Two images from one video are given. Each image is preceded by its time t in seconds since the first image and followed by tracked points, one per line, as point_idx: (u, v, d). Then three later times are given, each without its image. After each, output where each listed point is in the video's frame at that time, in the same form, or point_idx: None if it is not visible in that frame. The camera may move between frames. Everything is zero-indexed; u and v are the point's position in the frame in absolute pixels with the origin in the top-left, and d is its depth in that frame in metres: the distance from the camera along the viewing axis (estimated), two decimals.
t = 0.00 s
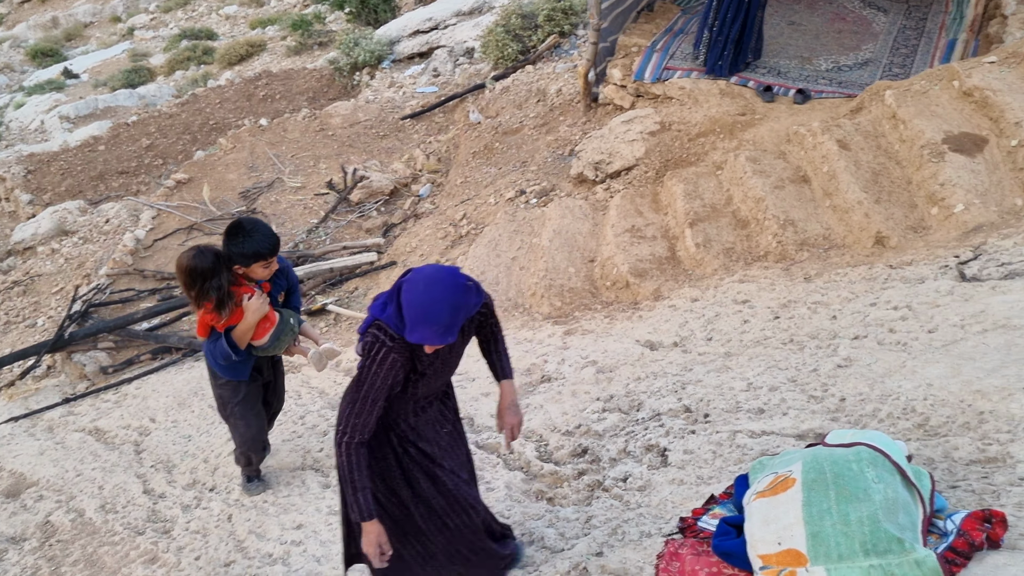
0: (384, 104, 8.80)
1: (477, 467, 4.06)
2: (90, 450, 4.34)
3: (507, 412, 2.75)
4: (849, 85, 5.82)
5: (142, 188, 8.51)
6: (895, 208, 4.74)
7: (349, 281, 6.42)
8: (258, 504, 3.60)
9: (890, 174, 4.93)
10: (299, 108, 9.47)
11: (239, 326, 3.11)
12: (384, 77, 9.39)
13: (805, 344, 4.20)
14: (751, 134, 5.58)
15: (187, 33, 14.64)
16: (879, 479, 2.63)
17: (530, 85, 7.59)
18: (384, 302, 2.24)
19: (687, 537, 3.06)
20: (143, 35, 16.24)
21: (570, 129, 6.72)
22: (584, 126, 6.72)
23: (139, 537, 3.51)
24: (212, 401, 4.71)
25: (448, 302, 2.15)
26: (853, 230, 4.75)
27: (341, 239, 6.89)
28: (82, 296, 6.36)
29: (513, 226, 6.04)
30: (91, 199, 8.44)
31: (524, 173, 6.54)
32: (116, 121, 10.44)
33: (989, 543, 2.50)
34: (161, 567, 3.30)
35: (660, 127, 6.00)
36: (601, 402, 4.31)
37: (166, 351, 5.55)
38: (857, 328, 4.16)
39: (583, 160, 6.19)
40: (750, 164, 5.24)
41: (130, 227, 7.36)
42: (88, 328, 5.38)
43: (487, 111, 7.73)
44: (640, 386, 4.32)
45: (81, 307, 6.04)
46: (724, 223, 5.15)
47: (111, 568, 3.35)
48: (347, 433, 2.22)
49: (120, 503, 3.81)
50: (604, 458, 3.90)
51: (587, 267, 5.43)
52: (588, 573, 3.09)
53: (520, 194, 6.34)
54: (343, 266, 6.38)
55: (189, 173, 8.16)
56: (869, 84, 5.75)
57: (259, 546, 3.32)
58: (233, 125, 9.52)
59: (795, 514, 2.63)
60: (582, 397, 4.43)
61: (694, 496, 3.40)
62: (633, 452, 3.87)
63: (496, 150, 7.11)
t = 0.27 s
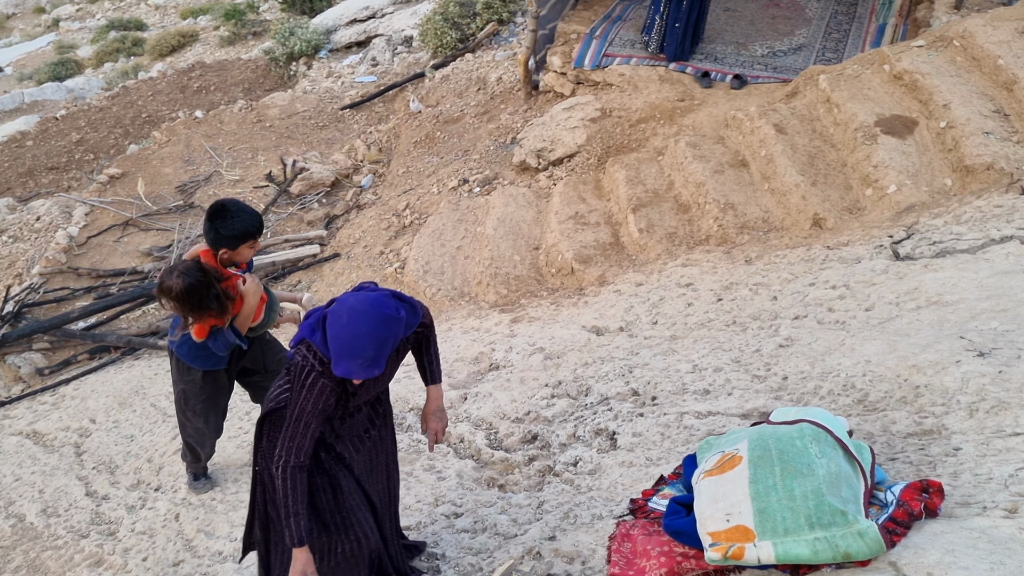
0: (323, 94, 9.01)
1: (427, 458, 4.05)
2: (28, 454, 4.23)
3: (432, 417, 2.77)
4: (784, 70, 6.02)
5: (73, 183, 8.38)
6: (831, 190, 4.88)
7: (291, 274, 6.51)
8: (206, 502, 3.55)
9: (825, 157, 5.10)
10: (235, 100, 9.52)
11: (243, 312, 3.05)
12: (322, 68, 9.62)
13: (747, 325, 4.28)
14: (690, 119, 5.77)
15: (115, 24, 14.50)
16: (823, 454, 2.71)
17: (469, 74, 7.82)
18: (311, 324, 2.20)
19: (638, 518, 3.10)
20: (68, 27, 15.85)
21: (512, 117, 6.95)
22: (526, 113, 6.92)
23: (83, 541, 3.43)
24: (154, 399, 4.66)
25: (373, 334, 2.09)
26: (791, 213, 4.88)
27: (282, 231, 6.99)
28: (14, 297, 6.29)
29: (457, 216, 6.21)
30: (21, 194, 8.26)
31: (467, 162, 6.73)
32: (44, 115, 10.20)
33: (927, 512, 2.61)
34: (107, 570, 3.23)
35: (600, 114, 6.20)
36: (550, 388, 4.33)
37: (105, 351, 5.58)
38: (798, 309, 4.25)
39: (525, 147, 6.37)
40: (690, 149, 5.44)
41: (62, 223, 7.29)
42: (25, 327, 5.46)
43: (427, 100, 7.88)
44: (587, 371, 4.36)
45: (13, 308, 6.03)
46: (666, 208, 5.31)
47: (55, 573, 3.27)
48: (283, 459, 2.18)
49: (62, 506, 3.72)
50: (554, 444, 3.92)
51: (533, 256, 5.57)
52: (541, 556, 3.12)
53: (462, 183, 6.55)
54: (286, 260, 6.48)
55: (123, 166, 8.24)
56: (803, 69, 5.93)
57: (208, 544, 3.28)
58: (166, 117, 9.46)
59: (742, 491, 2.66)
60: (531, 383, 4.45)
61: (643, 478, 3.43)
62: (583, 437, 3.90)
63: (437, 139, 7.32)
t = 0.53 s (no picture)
0: (268, 84, 9.06)
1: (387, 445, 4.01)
2: None
3: (382, 441, 2.63)
4: (731, 55, 6.11)
5: (14, 178, 8.19)
6: (779, 171, 4.98)
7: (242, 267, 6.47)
8: (163, 497, 3.51)
9: (772, 140, 5.18)
10: (179, 91, 9.45)
11: (279, 264, 3.04)
12: (267, 58, 9.67)
13: (701, 306, 4.34)
14: (638, 104, 5.88)
15: (51, 15, 14.24)
16: (778, 428, 2.85)
17: (418, 61, 7.92)
18: (237, 381, 2.19)
19: (599, 497, 3.18)
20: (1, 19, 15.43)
21: (462, 104, 6.98)
22: (476, 101, 6.94)
23: (37, 541, 3.37)
24: (105, 395, 4.60)
25: (298, 406, 2.10)
26: (741, 194, 4.96)
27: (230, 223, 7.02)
28: None
29: (409, 205, 6.17)
30: None
31: (418, 150, 6.73)
32: None
33: (879, 481, 2.82)
34: (63, 569, 3.18)
35: (551, 100, 6.26)
36: (508, 373, 4.36)
37: (52, 349, 5.54)
38: (750, 288, 4.33)
39: (477, 135, 6.39)
40: (640, 134, 5.52)
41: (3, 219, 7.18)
42: None
43: (376, 89, 7.93)
44: (545, 354, 4.39)
45: None
46: (619, 192, 5.37)
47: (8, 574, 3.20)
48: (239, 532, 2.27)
49: (13, 508, 3.64)
50: (514, 428, 3.95)
51: (486, 242, 5.60)
52: (505, 538, 3.17)
53: (414, 171, 6.53)
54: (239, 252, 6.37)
55: (66, 160, 8.07)
56: (749, 54, 6.04)
57: (167, 540, 3.23)
58: (107, 110, 9.33)
59: (701, 466, 2.78)
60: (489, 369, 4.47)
61: (603, 458, 3.50)
62: (541, 420, 3.94)
63: (388, 128, 7.31)
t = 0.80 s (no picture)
0: (218, 77, 8.96)
1: (351, 435, 3.98)
2: None
3: (322, 446, 2.52)
4: (683, 40, 6.17)
5: None
6: (733, 154, 5.06)
7: (197, 263, 6.40)
8: (124, 495, 3.46)
9: (726, 124, 5.26)
10: (126, 86, 9.31)
11: (297, 221, 3.11)
12: (216, 51, 9.60)
13: (660, 289, 4.39)
14: (594, 91, 5.91)
15: None
16: (739, 404, 2.94)
17: (371, 52, 7.91)
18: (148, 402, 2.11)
19: (565, 479, 3.24)
20: None
21: (416, 94, 6.97)
22: (430, 90, 6.94)
23: None
24: (60, 396, 4.57)
25: (208, 433, 2.02)
26: (696, 178, 5.04)
27: (184, 219, 7.01)
28: None
29: (366, 197, 6.15)
30: None
31: (374, 140, 6.70)
32: None
33: (837, 453, 2.94)
34: (23, 572, 3.12)
35: (505, 88, 6.27)
36: (470, 360, 4.38)
37: (4, 350, 5.53)
38: (708, 269, 4.38)
39: (432, 124, 6.38)
40: (596, 120, 5.56)
41: None
42: None
43: (329, 80, 7.90)
44: (507, 341, 4.41)
45: None
46: (575, 178, 5.43)
47: None
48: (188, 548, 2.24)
49: None
50: (478, 415, 3.96)
51: (444, 232, 5.62)
52: (472, 523, 3.18)
53: (371, 161, 6.49)
54: (192, 248, 6.33)
55: (12, 158, 7.97)
56: (700, 39, 6.11)
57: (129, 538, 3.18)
58: (53, 107, 9.15)
59: (665, 444, 2.86)
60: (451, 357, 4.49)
61: (567, 441, 3.54)
62: (505, 405, 3.96)
63: (342, 119, 7.28)
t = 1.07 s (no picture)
0: (170, 73, 8.81)
1: (315, 432, 3.97)
2: None
3: (278, 449, 2.47)
4: (637, 29, 6.21)
5: None
6: (690, 142, 5.12)
7: (152, 262, 6.43)
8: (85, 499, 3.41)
9: (682, 112, 5.32)
10: (74, 84, 9.11)
11: (313, 214, 3.37)
12: (166, 46, 9.43)
13: (621, 277, 4.43)
14: (550, 81, 5.92)
15: None
16: (701, 388, 2.99)
17: (325, 45, 7.84)
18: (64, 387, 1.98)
19: (531, 468, 3.25)
20: None
21: (372, 87, 6.92)
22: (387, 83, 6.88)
23: None
24: (14, 401, 4.50)
25: (124, 402, 1.90)
26: (654, 166, 5.09)
27: (139, 218, 6.91)
28: None
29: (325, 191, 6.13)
30: None
31: (331, 136, 6.66)
32: None
33: (797, 433, 3.00)
34: None
35: (461, 80, 6.26)
36: (434, 353, 4.39)
37: None
38: (667, 257, 4.43)
39: (389, 117, 6.36)
40: (552, 110, 5.59)
41: None
42: None
43: (283, 75, 7.86)
44: (470, 333, 4.42)
45: None
46: (534, 169, 5.45)
47: None
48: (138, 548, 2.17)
49: None
50: (443, 407, 3.97)
51: (404, 226, 5.60)
52: (440, 514, 3.19)
53: (327, 157, 6.51)
54: (147, 248, 6.38)
55: None
56: (654, 28, 6.16)
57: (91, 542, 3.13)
58: None
59: (631, 430, 2.90)
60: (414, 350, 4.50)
61: (533, 430, 3.57)
62: (470, 397, 3.97)
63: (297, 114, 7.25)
